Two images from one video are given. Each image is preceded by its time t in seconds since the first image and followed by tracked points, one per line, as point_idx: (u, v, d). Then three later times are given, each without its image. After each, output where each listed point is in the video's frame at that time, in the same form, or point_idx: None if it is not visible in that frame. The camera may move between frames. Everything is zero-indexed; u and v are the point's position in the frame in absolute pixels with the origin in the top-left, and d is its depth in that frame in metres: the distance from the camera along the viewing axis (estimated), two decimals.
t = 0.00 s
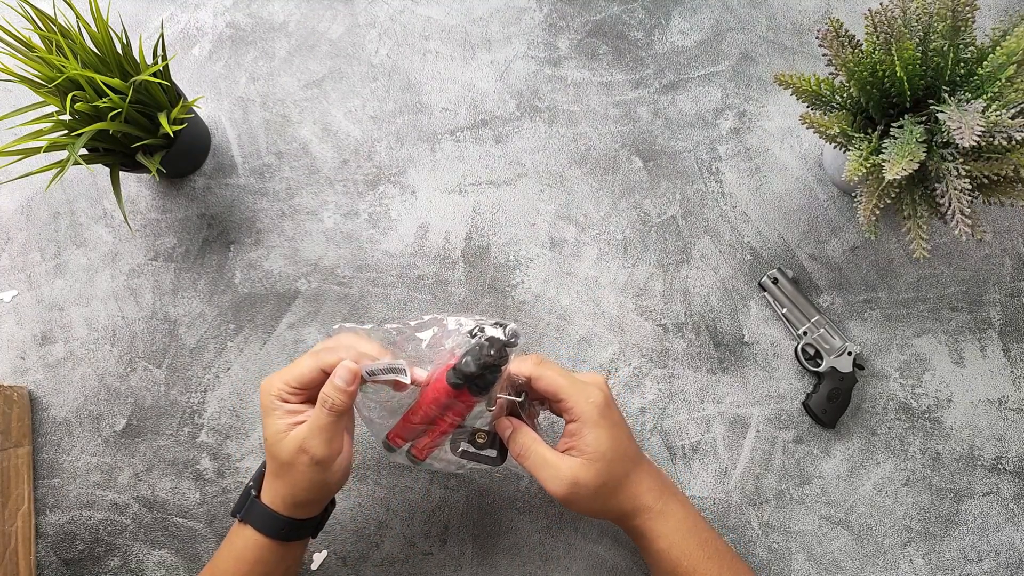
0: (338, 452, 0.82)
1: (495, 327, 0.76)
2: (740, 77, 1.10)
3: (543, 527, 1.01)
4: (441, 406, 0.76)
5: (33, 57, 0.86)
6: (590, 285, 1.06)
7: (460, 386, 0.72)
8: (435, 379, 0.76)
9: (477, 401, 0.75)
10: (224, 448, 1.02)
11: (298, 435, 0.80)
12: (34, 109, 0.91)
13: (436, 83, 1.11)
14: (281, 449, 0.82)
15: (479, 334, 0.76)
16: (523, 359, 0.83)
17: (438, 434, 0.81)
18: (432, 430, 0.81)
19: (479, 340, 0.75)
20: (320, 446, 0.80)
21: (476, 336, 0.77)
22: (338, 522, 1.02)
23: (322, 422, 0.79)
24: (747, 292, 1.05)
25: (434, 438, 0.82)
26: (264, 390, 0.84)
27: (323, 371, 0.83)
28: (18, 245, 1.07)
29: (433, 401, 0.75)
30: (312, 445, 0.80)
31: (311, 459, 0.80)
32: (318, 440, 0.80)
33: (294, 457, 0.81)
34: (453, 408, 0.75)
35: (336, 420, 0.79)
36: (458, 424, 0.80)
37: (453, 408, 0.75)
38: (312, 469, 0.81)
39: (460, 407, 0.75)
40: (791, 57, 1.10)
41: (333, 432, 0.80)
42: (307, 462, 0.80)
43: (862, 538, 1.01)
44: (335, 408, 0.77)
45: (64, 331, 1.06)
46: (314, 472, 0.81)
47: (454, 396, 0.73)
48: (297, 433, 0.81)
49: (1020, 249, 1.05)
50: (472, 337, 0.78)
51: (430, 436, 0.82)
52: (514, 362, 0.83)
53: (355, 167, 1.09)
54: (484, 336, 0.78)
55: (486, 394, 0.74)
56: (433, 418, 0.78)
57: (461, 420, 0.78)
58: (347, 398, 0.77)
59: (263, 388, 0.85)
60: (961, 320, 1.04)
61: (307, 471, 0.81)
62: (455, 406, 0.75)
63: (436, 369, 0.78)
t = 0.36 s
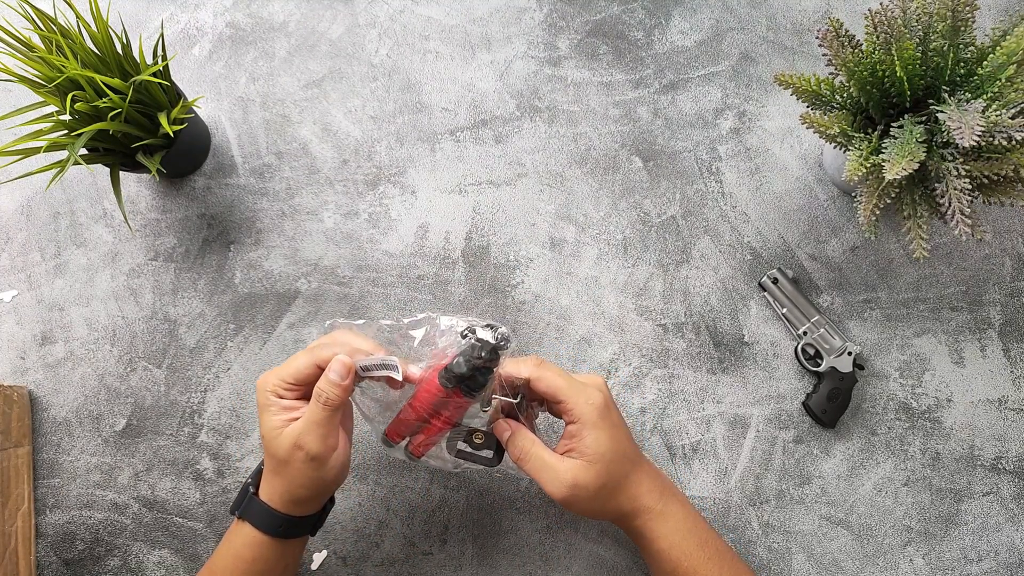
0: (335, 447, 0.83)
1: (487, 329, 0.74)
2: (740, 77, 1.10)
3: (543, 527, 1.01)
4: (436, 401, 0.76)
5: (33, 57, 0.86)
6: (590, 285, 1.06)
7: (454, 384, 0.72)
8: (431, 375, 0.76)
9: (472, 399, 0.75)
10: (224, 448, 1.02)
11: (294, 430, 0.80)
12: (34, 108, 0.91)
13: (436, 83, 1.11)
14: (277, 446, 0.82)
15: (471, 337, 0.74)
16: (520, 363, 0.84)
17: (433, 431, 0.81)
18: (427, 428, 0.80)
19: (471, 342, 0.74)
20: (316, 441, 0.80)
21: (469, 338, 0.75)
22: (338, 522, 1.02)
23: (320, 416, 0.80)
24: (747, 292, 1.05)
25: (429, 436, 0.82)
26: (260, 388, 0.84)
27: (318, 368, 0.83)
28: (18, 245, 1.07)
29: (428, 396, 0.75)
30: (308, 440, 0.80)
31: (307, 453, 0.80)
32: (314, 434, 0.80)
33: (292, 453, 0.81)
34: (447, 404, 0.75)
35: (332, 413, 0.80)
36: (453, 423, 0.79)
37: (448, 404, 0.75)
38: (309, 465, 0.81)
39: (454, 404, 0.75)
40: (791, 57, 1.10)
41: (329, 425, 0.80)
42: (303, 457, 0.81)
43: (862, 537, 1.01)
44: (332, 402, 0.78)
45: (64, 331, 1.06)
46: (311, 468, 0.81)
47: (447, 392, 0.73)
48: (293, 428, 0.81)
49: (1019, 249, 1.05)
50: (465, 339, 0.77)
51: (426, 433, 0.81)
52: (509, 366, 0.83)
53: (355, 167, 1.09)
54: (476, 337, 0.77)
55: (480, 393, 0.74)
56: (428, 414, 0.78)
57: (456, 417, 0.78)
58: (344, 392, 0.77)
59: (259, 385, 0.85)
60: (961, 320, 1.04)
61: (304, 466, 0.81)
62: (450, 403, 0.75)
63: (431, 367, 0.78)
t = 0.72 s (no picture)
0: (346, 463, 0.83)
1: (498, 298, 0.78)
2: (740, 77, 1.10)
3: (543, 527, 1.01)
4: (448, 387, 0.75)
5: (32, 57, 0.86)
6: (590, 285, 1.06)
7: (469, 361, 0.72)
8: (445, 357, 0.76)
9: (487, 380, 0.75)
10: (224, 448, 1.02)
11: (314, 436, 0.81)
12: (34, 108, 0.91)
13: (436, 83, 1.11)
14: (293, 444, 0.82)
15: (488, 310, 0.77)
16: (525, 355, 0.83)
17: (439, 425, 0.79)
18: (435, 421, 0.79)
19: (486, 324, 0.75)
20: (328, 453, 0.80)
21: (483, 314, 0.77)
22: (338, 522, 1.02)
23: (342, 436, 0.80)
24: (747, 292, 1.05)
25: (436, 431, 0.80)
26: (293, 375, 0.85)
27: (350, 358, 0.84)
28: (18, 245, 1.07)
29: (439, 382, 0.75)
30: (323, 454, 0.80)
31: (320, 466, 0.80)
32: (330, 450, 0.80)
33: (303, 458, 0.81)
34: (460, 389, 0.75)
35: (354, 436, 0.80)
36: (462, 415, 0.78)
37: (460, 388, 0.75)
38: (318, 475, 0.81)
39: (468, 388, 0.75)
40: (791, 57, 1.10)
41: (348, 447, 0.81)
42: (313, 467, 0.81)
43: (862, 538, 1.01)
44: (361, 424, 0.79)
45: (64, 330, 1.06)
46: (319, 478, 0.82)
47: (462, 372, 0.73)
48: (313, 433, 0.81)
49: (1019, 249, 1.05)
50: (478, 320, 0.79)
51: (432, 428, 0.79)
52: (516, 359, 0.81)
53: (355, 167, 1.09)
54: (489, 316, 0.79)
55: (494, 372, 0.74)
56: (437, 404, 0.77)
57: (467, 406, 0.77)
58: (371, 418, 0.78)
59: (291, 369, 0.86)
60: (961, 320, 1.04)
61: (313, 476, 0.81)
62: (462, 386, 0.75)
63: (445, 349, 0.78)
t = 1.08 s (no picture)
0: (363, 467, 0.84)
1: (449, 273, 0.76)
2: (740, 77, 1.10)
3: (543, 527, 1.01)
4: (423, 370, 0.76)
5: (32, 57, 0.86)
6: (590, 285, 1.06)
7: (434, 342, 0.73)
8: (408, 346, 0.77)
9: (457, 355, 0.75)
10: (224, 448, 1.02)
11: (343, 443, 0.81)
12: (34, 109, 0.91)
13: (436, 83, 1.11)
14: (314, 449, 0.82)
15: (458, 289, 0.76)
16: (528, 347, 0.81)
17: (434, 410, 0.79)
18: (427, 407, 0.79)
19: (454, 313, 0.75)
20: (348, 459, 0.80)
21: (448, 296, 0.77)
22: (338, 522, 1.02)
23: (375, 445, 0.80)
24: (747, 292, 1.05)
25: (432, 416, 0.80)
26: (309, 379, 0.84)
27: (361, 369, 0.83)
28: (18, 245, 1.07)
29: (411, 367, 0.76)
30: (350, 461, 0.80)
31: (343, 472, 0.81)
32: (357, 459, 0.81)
33: (327, 463, 0.81)
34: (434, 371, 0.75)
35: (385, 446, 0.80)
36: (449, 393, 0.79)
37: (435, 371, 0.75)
38: (336, 479, 0.82)
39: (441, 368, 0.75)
40: (791, 57, 1.10)
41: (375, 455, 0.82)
42: (334, 472, 0.81)
43: (862, 538, 1.01)
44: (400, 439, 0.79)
45: (63, 330, 1.06)
46: (336, 481, 0.82)
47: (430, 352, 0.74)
48: (337, 438, 0.81)
49: (1019, 249, 1.05)
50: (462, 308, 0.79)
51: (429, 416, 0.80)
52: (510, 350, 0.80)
53: (355, 167, 1.09)
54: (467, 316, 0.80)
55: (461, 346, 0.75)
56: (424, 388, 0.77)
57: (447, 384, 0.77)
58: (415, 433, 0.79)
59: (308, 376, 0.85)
60: (961, 320, 1.04)
61: (331, 480, 0.82)
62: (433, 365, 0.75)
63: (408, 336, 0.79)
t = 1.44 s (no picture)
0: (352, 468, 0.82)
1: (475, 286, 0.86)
2: (740, 77, 1.10)
3: (543, 527, 1.01)
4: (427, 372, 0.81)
5: (33, 57, 0.86)
6: (590, 285, 1.06)
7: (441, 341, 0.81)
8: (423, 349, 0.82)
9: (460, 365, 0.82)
10: (224, 448, 1.02)
11: (334, 434, 0.80)
12: (34, 108, 0.91)
13: (436, 83, 1.11)
14: (306, 439, 0.82)
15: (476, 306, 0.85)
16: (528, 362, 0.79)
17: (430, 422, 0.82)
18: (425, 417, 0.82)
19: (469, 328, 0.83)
20: (332, 454, 0.79)
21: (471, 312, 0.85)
22: (338, 522, 1.02)
23: (363, 443, 0.78)
24: (747, 292, 1.05)
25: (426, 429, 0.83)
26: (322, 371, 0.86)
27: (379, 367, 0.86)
28: (18, 245, 1.07)
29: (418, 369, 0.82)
30: (336, 455, 0.79)
31: (329, 468, 0.80)
32: (345, 456, 0.79)
33: (315, 455, 0.80)
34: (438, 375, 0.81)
35: (375, 448, 0.78)
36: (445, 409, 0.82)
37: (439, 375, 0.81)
38: (323, 474, 0.81)
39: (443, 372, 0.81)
40: (791, 57, 1.10)
41: (364, 455, 0.80)
42: (321, 467, 0.80)
43: (862, 537, 1.01)
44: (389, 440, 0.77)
45: (63, 331, 1.06)
46: (323, 478, 0.81)
47: (440, 353, 0.81)
48: (330, 430, 0.81)
49: (1019, 249, 1.05)
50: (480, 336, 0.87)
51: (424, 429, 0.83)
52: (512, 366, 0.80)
53: (355, 167, 1.09)
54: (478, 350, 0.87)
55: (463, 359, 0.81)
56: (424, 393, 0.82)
57: (444, 396, 0.81)
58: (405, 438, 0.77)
59: (323, 366, 0.87)
60: (961, 320, 1.04)
61: (318, 475, 0.81)
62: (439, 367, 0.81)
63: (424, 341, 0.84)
